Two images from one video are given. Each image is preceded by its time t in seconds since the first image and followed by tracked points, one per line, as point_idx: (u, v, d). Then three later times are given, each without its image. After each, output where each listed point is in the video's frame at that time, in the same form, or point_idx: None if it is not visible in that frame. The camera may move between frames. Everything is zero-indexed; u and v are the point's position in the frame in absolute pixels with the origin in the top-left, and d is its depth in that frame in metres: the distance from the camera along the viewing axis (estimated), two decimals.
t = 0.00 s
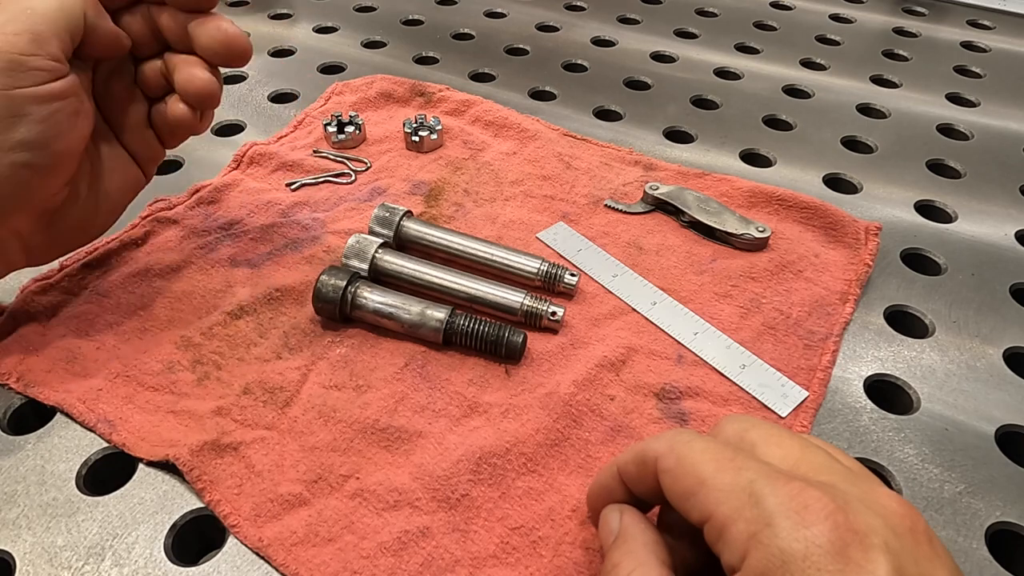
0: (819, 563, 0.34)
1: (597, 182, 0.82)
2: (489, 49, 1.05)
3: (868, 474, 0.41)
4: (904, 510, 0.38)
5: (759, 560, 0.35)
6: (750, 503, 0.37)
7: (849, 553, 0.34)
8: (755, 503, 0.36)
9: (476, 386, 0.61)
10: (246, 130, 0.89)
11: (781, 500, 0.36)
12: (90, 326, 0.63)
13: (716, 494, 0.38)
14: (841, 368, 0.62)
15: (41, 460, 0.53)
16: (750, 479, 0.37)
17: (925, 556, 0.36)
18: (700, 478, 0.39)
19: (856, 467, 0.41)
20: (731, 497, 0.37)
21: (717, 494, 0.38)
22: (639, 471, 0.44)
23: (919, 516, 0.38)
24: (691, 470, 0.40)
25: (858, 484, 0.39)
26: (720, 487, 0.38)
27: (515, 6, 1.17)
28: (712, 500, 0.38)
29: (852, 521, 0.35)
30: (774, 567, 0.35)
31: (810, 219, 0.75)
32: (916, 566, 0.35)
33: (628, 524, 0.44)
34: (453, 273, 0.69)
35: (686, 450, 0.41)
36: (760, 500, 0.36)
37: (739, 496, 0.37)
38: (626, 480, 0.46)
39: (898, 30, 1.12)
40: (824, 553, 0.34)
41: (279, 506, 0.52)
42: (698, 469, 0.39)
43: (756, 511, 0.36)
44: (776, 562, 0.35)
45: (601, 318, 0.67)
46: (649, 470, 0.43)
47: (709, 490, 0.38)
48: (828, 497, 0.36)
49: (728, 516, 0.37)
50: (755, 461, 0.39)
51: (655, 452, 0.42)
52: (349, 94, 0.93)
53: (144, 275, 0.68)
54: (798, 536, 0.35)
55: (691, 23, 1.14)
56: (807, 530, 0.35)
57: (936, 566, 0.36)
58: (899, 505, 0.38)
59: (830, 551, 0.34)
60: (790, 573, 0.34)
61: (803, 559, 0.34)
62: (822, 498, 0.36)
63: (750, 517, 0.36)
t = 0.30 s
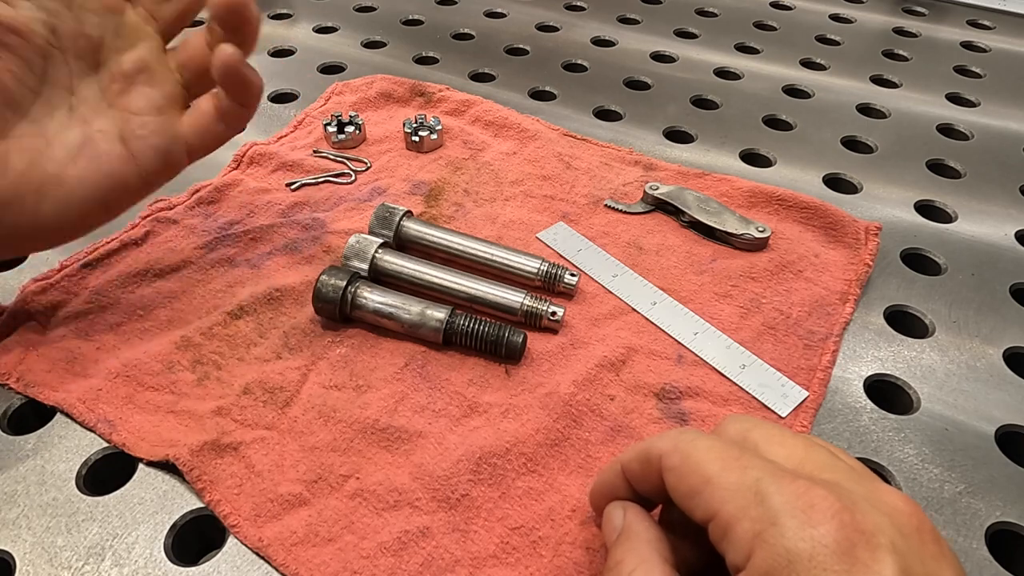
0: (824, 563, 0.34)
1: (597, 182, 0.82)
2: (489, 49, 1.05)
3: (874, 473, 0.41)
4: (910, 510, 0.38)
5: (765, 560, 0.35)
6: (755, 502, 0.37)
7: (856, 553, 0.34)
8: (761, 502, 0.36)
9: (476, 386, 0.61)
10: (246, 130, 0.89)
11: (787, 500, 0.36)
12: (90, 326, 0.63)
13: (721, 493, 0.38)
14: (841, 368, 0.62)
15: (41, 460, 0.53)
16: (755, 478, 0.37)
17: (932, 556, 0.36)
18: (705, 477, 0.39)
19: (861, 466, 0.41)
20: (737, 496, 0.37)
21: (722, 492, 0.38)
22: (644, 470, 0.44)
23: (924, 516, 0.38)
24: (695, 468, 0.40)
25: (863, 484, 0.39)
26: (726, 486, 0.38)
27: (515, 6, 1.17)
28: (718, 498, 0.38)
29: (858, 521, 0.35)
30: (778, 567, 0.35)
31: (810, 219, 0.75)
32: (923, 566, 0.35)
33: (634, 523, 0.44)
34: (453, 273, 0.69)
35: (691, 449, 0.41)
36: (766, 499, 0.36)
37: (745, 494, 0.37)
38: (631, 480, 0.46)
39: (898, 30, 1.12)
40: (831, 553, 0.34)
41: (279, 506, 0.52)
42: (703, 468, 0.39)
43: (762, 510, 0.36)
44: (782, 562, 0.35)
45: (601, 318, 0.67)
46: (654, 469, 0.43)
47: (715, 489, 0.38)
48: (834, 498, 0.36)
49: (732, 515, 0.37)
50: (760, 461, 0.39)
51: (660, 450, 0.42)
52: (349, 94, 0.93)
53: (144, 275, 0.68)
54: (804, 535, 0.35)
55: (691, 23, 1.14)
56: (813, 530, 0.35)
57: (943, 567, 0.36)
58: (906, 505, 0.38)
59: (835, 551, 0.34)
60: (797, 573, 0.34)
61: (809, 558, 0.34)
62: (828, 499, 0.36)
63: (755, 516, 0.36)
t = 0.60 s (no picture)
0: (872, 564, 0.32)
1: (597, 182, 0.82)
2: (489, 49, 1.05)
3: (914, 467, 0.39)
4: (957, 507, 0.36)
5: (807, 559, 0.34)
6: (796, 495, 0.35)
7: (904, 555, 0.32)
8: (802, 498, 0.35)
9: (476, 386, 0.61)
10: (246, 130, 0.89)
11: (831, 497, 0.34)
12: (90, 326, 0.63)
13: (756, 483, 0.37)
14: (841, 368, 0.62)
15: (41, 460, 0.53)
16: (796, 470, 0.36)
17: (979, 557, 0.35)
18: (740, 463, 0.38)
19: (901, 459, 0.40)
20: (775, 489, 0.36)
21: (758, 482, 0.37)
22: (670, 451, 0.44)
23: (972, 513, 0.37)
24: (727, 452, 0.38)
25: (907, 478, 0.37)
26: (760, 475, 0.37)
27: (515, 6, 1.17)
28: (753, 488, 0.37)
29: (906, 521, 0.33)
30: (821, 567, 0.33)
31: (810, 219, 0.75)
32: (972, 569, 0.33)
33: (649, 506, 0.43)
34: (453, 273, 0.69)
35: (722, 433, 0.40)
36: (808, 494, 0.35)
37: (785, 488, 0.36)
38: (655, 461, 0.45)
39: (898, 30, 1.12)
40: (880, 555, 0.32)
41: (279, 506, 0.52)
42: (738, 455, 0.38)
43: (804, 504, 0.34)
44: (826, 562, 0.33)
45: (601, 318, 0.67)
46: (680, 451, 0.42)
47: (750, 477, 0.37)
48: (882, 496, 0.34)
49: (770, 508, 0.36)
50: (801, 451, 0.37)
51: (687, 434, 0.42)
52: (349, 94, 0.93)
53: (144, 275, 0.68)
54: (852, 535, 0.33)
55: (691, 23, 1.14)
56: (860, 530, 0.33)
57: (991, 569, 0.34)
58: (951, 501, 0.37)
59: (884, 552, 0.32)
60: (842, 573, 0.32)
61: (856, 558, 0.32)
62: (876, 498, 0.34)
63: (797, 512, 0.35)
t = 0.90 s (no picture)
0: (968, 558, 0.30)
1: (597, 182, 0.82)
2: (489, 49, 1.05)
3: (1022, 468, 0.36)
4: None
5: (900, 527, 0.31)
6: (914, 461, 0.32)
7: (1002, 560, 0.30)
8: (921, 467, 0.31)
9: (476, 386, 0.61)
10: (246, 130, 0.89)
11: (953, 477, 0.31)
12: (90, 326, 0.63)
13: (886, 430, 0.33)
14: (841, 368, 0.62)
15: (41, 460, 0.53)
16: (933, 432, 0.32)
17: None
18: (877, 399, 0.34)
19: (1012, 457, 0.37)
20: (898, 447, 0.32)
21: (886, 427, 0.33)
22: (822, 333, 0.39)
23: None
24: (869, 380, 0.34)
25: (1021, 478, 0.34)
26: (897, 424, 0.33)
27: (515, 6, 1.17)
28: (880, 434, 0.33)
29: (1014, 525, 0.31)
30: (914, 542, 0.31)
31: (810, 219, 0.75)
32: None
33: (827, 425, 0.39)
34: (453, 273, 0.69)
35: (883, 354, 0.35)
36: (930, 463, 0.31)
37: (907, 448, 0.32)
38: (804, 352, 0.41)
39: (898, 30, 1.12)
40: (981, 551, 0.30)
41: (279, 506, 0.52)
42: (880, 387, 0.34)
43: (919, 474, 0.31)
44: (921, 539, 0.30)
45: (601, 319, 0.67)
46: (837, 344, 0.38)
47: (878, 418, 0.33)
48: (999, 489, 0.31)
49: (882, 463, 0.32)
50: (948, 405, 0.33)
51: (855, 333, 0.36)
52: (349, 94, 0.93)
53: (144, 275, 0.68)
54: (958, 524, 0.30)
55: (691, 23, 1.14)
56: (967, 522, 0.30)
57: None
58: None
59: (986, 552, 0.30)
60: (935, 554, 0.30)
61: (953, 544, 0.30)
62: (995, 489, 0.31)
63: (908, 480, 0.31)
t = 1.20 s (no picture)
0: None
1: (597, 182, 0.82)
2: (489, 49, 1.05)
3: None
4: None
5: (964, 529, 0.29)
6: (981, 461, 0.30)
7: None
8: (989, 467, 0.30)
9: (476, 386, 0.61)
10: (246, 130, 0.89)
11: None
12: (90, 326, 0.63)
13: (945, 432, 0.31)
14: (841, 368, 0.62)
15: (41, 460, 0.53)
16: (995, 433, 0.30)
17: None
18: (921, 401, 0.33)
19: None
20: (960, 446, 0.31)
21: (940, 426, 0.32)
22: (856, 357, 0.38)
23: None
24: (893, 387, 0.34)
25: None
26: (954, 424, 0.31)
27: (515, 6, 1.17)
28: (937, 436, 0.32)
29: None
30: (983, 547, 0.28)
31: (810, 219, 0.75)
32: None
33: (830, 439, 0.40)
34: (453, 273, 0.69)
35: (923, 358, 0.34)
36: (995, 462, 0.30)
37: (971, 448, 0.31)
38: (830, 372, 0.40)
39: (899, 30, 1.12)
40: None
41: (279, 506, 0.52)
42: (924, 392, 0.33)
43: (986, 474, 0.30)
44: (989, 542, 0.28)
45: (601, 319, 0.67)
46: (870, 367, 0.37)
47: (928, 419, 0.32)
48: None
49: (944, 462, 0.31)
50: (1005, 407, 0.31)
51: (887, 338, 0.36)
52: (349, 94, 0.93)
53: (144, 275, 0.68)
54: None
55: (691, 23, 1.13)
56: None
57: None
58: None
59: None
60: (1007, 560, 0.28)
61: None
62: None
63: (976, 480, 0.30)
